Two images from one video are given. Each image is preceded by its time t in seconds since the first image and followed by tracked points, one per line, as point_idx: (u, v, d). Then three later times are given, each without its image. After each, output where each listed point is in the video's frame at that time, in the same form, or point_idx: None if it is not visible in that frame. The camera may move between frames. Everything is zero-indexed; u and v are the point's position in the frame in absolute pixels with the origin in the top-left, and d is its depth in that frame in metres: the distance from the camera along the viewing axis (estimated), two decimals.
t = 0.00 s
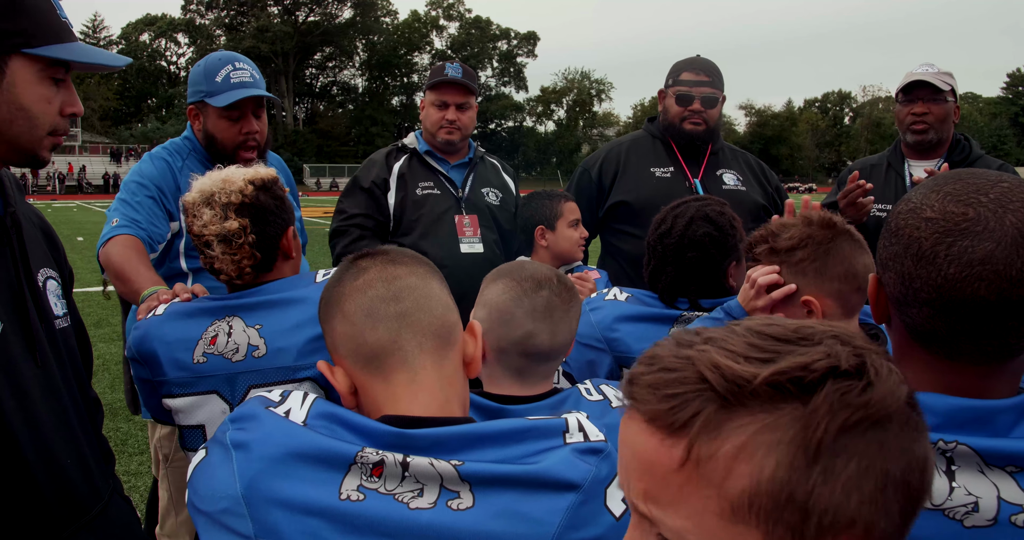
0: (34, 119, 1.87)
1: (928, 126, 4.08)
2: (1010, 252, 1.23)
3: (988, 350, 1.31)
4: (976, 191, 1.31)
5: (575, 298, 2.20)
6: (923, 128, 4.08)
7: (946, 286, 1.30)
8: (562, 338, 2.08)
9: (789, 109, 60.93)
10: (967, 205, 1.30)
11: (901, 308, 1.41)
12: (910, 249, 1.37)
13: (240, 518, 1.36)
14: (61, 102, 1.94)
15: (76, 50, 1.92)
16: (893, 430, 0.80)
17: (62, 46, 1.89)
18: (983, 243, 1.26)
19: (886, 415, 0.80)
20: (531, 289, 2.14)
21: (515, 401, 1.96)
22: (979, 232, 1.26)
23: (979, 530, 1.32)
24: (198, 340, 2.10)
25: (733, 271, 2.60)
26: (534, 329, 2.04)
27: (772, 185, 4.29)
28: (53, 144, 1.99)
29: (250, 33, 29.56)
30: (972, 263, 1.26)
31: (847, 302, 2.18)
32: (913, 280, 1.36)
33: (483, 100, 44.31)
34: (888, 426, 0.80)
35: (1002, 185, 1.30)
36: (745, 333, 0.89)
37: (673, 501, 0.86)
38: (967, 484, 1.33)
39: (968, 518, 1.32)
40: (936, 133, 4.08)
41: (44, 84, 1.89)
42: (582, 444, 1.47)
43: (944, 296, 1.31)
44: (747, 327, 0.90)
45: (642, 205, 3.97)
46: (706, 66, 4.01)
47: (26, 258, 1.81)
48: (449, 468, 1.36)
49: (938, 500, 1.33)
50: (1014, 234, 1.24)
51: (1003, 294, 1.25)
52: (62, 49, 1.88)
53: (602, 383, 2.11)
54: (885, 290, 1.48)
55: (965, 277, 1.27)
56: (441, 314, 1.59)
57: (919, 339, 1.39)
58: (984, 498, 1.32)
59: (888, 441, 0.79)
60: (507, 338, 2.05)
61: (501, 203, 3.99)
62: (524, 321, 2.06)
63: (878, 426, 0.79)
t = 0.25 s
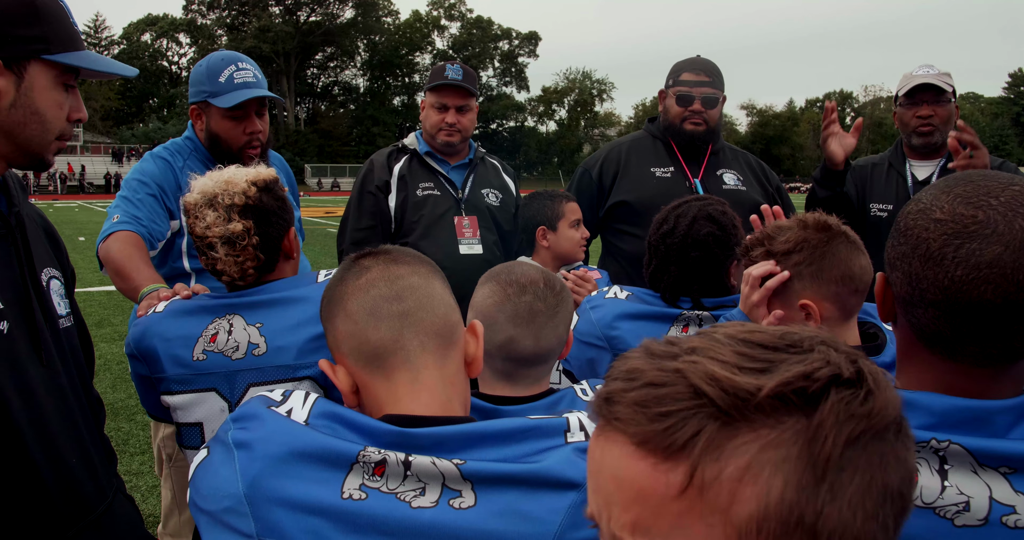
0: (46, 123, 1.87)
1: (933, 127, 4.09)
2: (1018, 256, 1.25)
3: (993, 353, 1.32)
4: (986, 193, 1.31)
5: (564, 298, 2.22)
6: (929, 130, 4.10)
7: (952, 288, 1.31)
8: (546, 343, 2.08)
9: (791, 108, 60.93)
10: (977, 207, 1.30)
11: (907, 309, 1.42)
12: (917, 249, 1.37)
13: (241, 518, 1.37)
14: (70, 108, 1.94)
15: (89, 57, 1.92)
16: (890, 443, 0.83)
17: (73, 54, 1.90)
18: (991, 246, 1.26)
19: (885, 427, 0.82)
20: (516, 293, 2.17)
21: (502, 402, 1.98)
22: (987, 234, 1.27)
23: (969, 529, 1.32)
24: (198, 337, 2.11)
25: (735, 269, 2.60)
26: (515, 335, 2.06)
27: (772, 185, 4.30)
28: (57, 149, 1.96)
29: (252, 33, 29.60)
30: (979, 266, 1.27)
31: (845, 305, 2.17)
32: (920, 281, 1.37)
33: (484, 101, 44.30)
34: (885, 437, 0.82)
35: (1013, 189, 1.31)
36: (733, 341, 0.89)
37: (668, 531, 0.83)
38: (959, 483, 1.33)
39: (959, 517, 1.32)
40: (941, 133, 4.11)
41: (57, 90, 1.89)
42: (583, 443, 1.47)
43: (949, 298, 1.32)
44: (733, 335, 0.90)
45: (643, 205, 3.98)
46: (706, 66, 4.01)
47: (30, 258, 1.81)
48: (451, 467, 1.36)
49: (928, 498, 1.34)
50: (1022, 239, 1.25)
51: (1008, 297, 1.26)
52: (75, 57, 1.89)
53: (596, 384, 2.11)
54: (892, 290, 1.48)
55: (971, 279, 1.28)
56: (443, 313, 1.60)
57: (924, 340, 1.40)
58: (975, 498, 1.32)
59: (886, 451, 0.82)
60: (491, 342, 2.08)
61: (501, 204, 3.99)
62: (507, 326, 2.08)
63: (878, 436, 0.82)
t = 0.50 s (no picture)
0: (57, 127, 1.88)
1: (938, 142, 4.09)
2: (1000, 259, 1.26)
3: (977, 352, 1.34)
4: (967, 197, 1.33)
5: (565, 303, 2.23)
6: (934, 145, 4.10)
7: (938, 292, 1.32)
8: (547, 346, 2.09)
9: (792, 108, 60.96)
10: (959, 212, 1.32)
11: (893, 311, 1.43)
12: (902, 254, 1.38)
13: (241, 519, 1.39)
14: (78, 113, 1.95)
15: (99, 64, 1.94)
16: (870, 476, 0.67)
17: (84, 60, 1.92)
18: (974, 250, 1.28)
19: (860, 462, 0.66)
20: (518, 295, 2.19)
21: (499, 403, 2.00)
22: (970, 239, 1.29)
23: (958, 522, 1.33)
24: (198, 334, 2.12)
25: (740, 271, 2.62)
26: (515, 336, 2.07)
27: (772, 186, 4.31)
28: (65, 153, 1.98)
29: (253, 33, 29.65)
30: (963, 270, 1.29)
31: (857, 306, 2.17)
32: (905, 284, 1.38)
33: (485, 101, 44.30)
34: (862, 472, 0.66)
35: (992, 192, 1.32)
36: (688, 356, 0.72)
37: None
38: (946, 476, 1.34)
39: (947, 509, 1.33)
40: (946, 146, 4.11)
41: (67, 95, 1.90)
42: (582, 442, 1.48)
43: (935, 301, 1.33)
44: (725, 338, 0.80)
45: (643, 205, 3.99)
46: (706, 67, 4.03)
47: (38, 259, 1.83)
48: (450, 468, 1.38)
49: (917, 492, 1.35)
50: (1004, 242, 1.27)
51: (992, 300, 1.28)
52: (86, 63, 1.91)
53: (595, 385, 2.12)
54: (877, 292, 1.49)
55: (956, 283, 1.30)
56: (441, 314, 1.62)
57: (911, 342, 1.42)
58: (963, 491, 1.34)
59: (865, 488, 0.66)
60: (490, 342, 2.10)
61: (501, 205, 4.00)
62: (507, 327, 2.10)
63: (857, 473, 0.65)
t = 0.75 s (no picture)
0: (70, 131, 1.91)
1: (937, 134, 4.10)
2: (978, 250, 1.29)
3: (958, 344, 1.36)
4: (946, 192, 1.36)
5: (570, 308, 2.22)
6: (934, 138, 4.11)
7: (919, 283, 1.34)
8: (549, 348, 2.12)
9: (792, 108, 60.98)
10: (937, 205, 1.35)
11: (875, 306, 1.45)
12: (883, 248, 1.41)
13: (240, 519, 1.41)
14: (90, 118, 1.98)
15: (111, 69, 1.97)
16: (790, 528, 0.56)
17: (99, 65, 1.95)
18: (952, 241, 1.31)
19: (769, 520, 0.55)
20: (523, 295, 2.21)
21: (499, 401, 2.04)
22: (949, 230, 1.31)
23: (959, 518, 1.30)
24: (198, 332, 2.15)
25: (745, 271, 2.67)
26: (515, 336, 2.12)
27: (771, 185, 4.34)
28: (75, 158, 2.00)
29: (255, 33, 29.71)
30: (942, 261, 1.31)
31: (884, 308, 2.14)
32: (887, 278, 1.40)
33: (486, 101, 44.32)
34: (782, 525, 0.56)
35: (969, 187, 1.36)
36: (580, 405, 0.62)
37: None
38: (944, 473, 1.31)
39: (948, 506, 1.31)
40: (945, 139, 4.12)
41: (81, 99, 1.93)
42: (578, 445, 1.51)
43: (916, 293, 1.35)
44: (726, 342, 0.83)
45: (642, 205, 4.02)
46: (706, 68, 4.05)
47: (48, 260, 1.85)
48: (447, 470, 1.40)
49: (918, 491, 1.32)
50: (981, 234, 1.30)
51: (970, 291, 1.31)
52: (99, 68, 1.94)
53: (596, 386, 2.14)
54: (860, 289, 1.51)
55: (936, 274, 1.32)
56: (438, 315, 1.65)
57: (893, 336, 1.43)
58: (963, 487, 1.31)
59: None
60: (493, 340, 2.14)
61: (501, 205, 4.02)
62: (508, 326, 2.14)
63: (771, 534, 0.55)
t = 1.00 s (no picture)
0: (79, 132, 1.93)
1: (931, 135, 4.12)
2: (964, 250, 1.31)
3: (946, 343, 1.37)
4: (932, 193, 1.38)
5: (574, 301, 2.23)
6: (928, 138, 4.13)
7: (906, 283, 1.35)
8: (555, 342, 2.14)
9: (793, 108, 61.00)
10: (924, 205, 1.37)
11: (864, 305, 1.45)
12: (870, 248, 1.42)
13: (236, 519, 1.43)
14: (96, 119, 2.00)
15: (117, 70, 1.99)
16: None
17: (104, 66, 1.97)
18: (939, 240, 1.32)
19: None
20: (528, 289, 2.22)
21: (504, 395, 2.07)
22: (935, 230, 1.33)
23: (956, 516, 1.31)
24: (194, 333, 2.16)
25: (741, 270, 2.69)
26: (519, 327, 2.15)
27: (769, 185, 4.35)
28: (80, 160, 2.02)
29: (255, 33, 29.73)
30: (929, 260, 1.33)
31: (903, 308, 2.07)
32: (874, 277, 1.41)
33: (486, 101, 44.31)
34: None
35: (955, 188, 1.38)
36: (439, 462, 0.64)
37: None
38: (940, 472, 1.32)
39: (945, 504, 1.31)
40: (938, 141, 4.14)
41: (89, 100, 1.95)
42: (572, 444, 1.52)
43: (903, 293, 1.36)
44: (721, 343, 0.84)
45: (641, 205, 4.03)
46: (705, 68, 4.06)
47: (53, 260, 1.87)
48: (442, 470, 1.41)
49: (915, 490, 1.32)
50: (967, 234, 1.31)
51: (957, 290, 1.32)
52: (106, 69, 1.97)
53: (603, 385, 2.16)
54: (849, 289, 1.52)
55: (923, 274, 1.33)
56: (434, 315, 1.66)
57: (882, 336, 1.44)
58: (958, 484, 1.31)
59: None
60: (498, 333, 2.17)
61: (501, 205, 4.03)
62: (513, 318, 2.17)
63: None
